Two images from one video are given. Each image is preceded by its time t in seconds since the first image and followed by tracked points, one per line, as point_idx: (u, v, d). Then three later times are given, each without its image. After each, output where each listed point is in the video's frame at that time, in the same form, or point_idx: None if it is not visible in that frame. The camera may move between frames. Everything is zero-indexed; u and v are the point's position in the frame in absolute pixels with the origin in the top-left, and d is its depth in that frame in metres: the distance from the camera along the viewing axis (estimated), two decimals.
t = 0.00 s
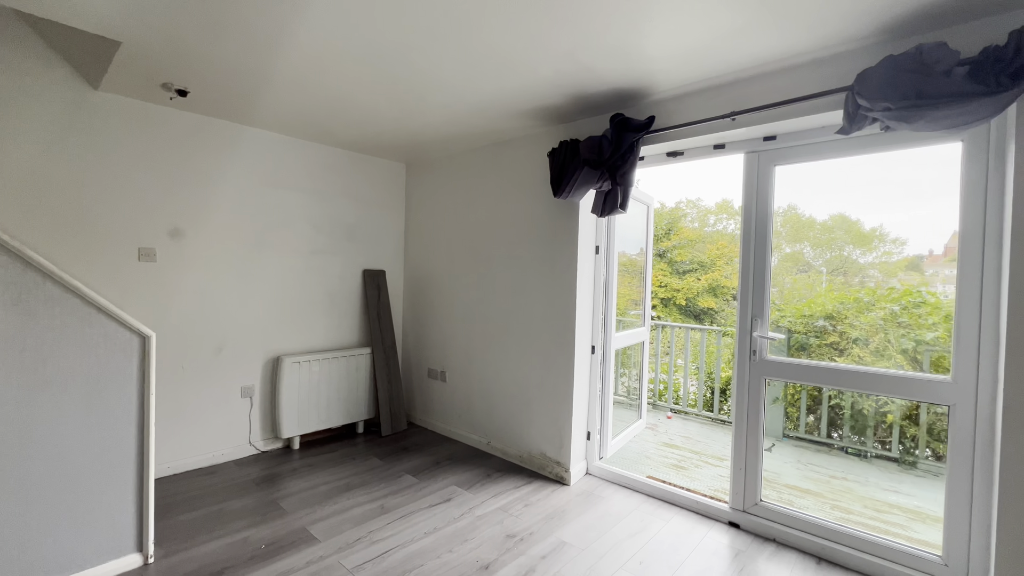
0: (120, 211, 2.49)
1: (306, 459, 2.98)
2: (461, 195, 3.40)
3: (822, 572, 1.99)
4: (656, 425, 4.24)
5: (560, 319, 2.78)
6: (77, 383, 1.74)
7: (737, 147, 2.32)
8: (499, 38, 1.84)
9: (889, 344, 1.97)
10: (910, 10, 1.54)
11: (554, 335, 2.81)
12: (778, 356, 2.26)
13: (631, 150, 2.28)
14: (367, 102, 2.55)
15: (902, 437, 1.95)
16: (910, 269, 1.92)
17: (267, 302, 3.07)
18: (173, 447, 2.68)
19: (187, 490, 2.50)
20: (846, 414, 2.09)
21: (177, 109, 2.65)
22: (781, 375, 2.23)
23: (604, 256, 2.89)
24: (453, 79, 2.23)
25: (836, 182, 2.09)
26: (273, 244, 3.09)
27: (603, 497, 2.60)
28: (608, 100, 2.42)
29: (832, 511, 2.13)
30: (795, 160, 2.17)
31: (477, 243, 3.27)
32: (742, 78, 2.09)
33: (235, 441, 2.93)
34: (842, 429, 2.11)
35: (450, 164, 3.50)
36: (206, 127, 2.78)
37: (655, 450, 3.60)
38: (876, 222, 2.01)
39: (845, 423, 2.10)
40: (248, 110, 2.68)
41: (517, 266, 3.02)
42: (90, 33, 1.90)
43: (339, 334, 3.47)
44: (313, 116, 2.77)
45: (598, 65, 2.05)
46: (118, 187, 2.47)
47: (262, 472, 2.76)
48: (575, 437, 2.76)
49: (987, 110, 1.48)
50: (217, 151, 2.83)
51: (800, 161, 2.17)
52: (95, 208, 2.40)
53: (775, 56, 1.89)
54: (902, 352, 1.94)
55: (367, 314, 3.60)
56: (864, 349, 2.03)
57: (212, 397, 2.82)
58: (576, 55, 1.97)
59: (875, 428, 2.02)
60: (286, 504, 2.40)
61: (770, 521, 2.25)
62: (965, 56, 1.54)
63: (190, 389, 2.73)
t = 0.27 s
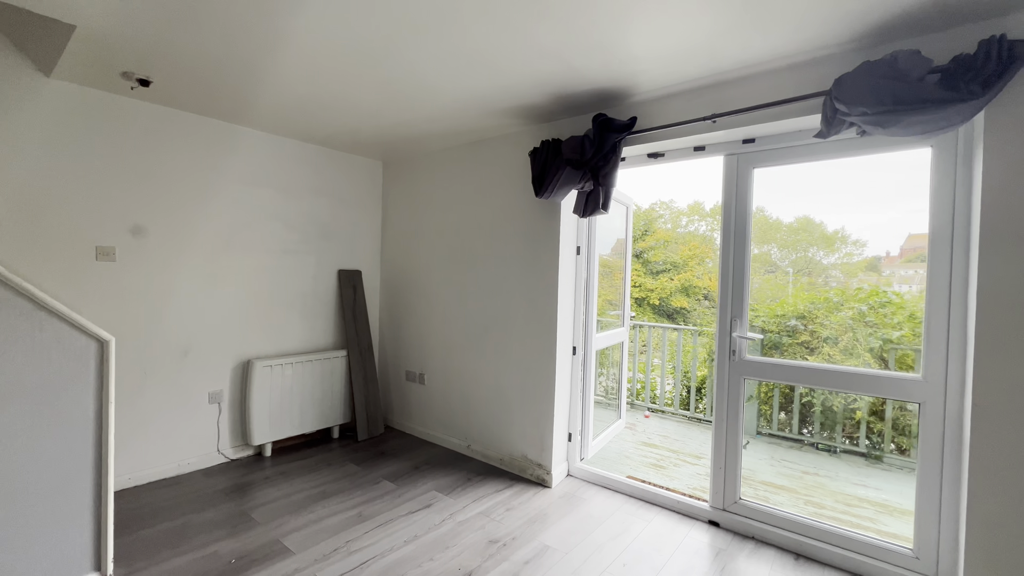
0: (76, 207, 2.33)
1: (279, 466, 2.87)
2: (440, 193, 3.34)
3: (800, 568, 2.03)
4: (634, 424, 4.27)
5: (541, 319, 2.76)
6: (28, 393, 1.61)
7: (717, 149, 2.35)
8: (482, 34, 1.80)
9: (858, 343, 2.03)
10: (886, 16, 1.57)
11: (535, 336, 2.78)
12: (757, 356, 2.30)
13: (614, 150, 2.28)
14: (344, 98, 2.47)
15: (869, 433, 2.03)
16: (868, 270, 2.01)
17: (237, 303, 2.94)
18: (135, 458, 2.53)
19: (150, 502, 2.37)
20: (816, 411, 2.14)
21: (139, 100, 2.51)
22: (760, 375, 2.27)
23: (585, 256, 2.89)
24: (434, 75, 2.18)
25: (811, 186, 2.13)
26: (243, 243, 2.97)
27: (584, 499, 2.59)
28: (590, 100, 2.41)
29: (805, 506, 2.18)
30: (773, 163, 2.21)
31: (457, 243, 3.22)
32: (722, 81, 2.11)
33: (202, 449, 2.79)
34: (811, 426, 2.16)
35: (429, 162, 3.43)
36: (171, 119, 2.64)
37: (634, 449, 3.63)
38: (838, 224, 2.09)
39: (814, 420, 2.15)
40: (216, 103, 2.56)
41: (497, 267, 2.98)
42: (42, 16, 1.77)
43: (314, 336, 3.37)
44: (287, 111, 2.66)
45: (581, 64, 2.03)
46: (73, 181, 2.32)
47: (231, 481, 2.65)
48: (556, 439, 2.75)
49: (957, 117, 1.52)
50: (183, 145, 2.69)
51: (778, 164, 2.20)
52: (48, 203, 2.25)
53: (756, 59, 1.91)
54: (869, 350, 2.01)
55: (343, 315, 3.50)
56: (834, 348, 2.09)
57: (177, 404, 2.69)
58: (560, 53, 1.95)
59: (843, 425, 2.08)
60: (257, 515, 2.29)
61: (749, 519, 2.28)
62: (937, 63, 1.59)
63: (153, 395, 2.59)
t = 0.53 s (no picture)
0: (25, 202, 2.16)
1: (249, 475, 2.75)
2: (418, 192, 3.27)
3: (779, 564, 2.06)
4: (612, 424, 4.29)
5: (522, 320, 2.73)
6: None
7: (697, 151, 2.37)
8: (466, 29, 1.75)
9: (826, 342, 2.09)
10: (864, 24, 1.61)
11: (517, 338, 2.75)
12: (736, 355, 2.33)
13: (597, 151, 2.26)
14: (320, 92, 2.38)
15: (836, 429, 2.09)
16: (829, 270, 2.09)
17: (203, 305, 2.80)
18: (91, 471, 2.37)
19: (109, 518, 2.22)
20: (787, 407, 2.20)
21: (96, 89, 2.35)
22: (738, 374, 2.30)
23: (567, 256, 2.88)
24: (414, 71, 2.12)
25: (788, 188, 2.17)
26: (211, 242, 2.83)
27: (566, 501, 2.58)
28: (573, 100, 2.40)
29: (779, 502, 2.23)
30: (751, 166, 2.24)
31: (435, 242, 3.16)
32: (704, 84, 2.13)
33: (165, 459, 2.64)
34: (782, 422, 2.22)
35: (406, 160, 3.36)
36: (130, 110, 2.48)
37: (613, 449, 3.64)
38: (801, 226, 2.16)
39: (785, 416, 2.21)
40: (182, 94, 2.43)
41: (478, 267, 2.93)
42: None
43: (285, 339, 3.24)
44: (256, 103, 2.54)
45: (565, 63, 2.01)
46: (21, 175, 2.15)
47: (198, 493, 2.51)
48: (538, 441, 2.72)
49: (930, 124, 1.58)
50: (145, 138, 2.54)
51: (757, 167, 2.24)
52: None
53: (737, 63, 1.94)
54: (837, 349, 2.07)
55: (317, 317, 3.39)
56: (803, 346, 2.15)
57: (138, 412, 2.53)
58: (544, 52, 1.92)
59: (812, 420, 2.15)
60: (227, 528, 2.18)
61: (729, 517, 2.31)
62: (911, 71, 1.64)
63: (111, 404, 2.43)
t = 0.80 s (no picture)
0: None
1: (217, 484, 2.63)
2: (394, 190, 3.20)
3: (757, 558, 2.11)
4: (590, 423, 4.31)
5: (503, 321, 2.70)
6: None
7: (677, 153, 2.40)
8: (449, 25, 1.71)
9: (794, 340, 2.16)
10: (840, 32, 1.66)
11: (497, 338, 2.73)
12: (715, 355, 2.36)
13: (580, 151, 2.26)
14: (294, 86, 2.29)
15: (804, 424, 2.17)
16: (790, 270, 2.17)
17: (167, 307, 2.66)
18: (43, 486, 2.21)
19: (63, 535, 2.08)
20: (757, 404, 2.27)
21: (47, 76, 2.19)
22: (716, 373, 2.34)
23: (547, 256, 2.87)
24: (395, 66, 2.06)
25: (765, 190, 2.22)
26: (175, 241, 2.69)
27: (548, 502, 2.57)
28: (556, 100, 2.39)
29: (753, 496, 2.29)
30: (730, 168, 2.29)
31: (413, 242, 3.09)
32: (684, 87, 2.15)
33: (125, 471, 2.49)
34: (752, 417, 2.28)
35: (382, 157, 3.28)
36: (86, 99, 2.32)
37: (591, 448, 3.66)
38: (764, 227, 2.23)
39: (755, 412, 2.28)
40: (143, 84, 2.29)
41: (458, 267, 2.89)
42: None
43: (255, 342, 3.11)
44: (225, 96, 2.42)
45: (550, 63, 2.00)
46: None
47: (161, 505, 2.38)
48: (519, 443, 2.70)
49: (901, 130, 1.64)
50: (102, 129, 2.38)
51: (735, 170, 2.29)
52: None
53: (718, 67, 1.97)
54: (805, 347, 2.14)
55: (289, 318, 3.27)
56: (774, 345, 2.21)
57: (95, 421, 2.38)
58: (529, 51, 1.90)
59: (781, 416, 2.22)
60: (195, 541, 2.07)
61: (707, 513, 2.35)
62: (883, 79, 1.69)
63: (64, 413, 2.28)
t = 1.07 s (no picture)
0: None
1: (181, 495, 2.50)
2: (369, 188, 3.12)
3: (733, 552, 2.15)
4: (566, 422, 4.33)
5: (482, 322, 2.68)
6: None
7: (656, 155, 2.43)
8: (432, 20, 1.67)
9: (764, 338, 2.23)
10: (814, 40, 1.71)
11: (476, 339, 2.69)
12: (692, 354, 2.40)
13: (561, 151, 2.26)
14: (265, 78, 2.20)
15: (772, 420, 2.25)
16: (753, 271, 2.26)
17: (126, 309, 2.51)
18: None
19: (10, 555, 1.93)
20: (729, 402, 2.33)
21: None
22: (693, 372, 2.38)
23: (526, 257, 2.86)
24: (373, 61, 2.00)
25: (739, 193, 2.28)
26: (135, 239, 2.54)
27: (528, 503, 2.56)
28: (536, 99, 2.38)
29: (726, 491, 2.34)
30: (706, 171, 2.33)
31: (389, 241, 3.03)
32: (663, 89, 2.18)
33: (79, 484, 2.33)
34: (723, 415, 2.34)
35: (356, 154, 3.20)
36: (33, 85, 2.15)
37: (568, 447, 3.68)
38: (729, 229, 2.32)
39: (725, 409, 2.34)
40: (99, 72, 2.15)
41: (436, 267, 2.84)
42: None
43: (222, 345, 2.98)
44: (190, 88, 2.31)
45: (532, 62, 1.98)
46: None
47: (121, 519, 2.24)
48: (499, 445, 2.68)
49: (870, 136, 1.70)
50: (55, 119, 2.22)
51: (711, 172, 2.33)
52: None
53: (697, 71, 2.00)
54: (774, 345, 2.22)
55: (258, 320, 3.15)
56: (744, 343, 2.28)
57: (45, 432, 2.22)
58: (512, 49, 1.88)
59: (751, 413, 2.29)
60: (159, 557, 1.96)
61: (686, 510, 2.39)
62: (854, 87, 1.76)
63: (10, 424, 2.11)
